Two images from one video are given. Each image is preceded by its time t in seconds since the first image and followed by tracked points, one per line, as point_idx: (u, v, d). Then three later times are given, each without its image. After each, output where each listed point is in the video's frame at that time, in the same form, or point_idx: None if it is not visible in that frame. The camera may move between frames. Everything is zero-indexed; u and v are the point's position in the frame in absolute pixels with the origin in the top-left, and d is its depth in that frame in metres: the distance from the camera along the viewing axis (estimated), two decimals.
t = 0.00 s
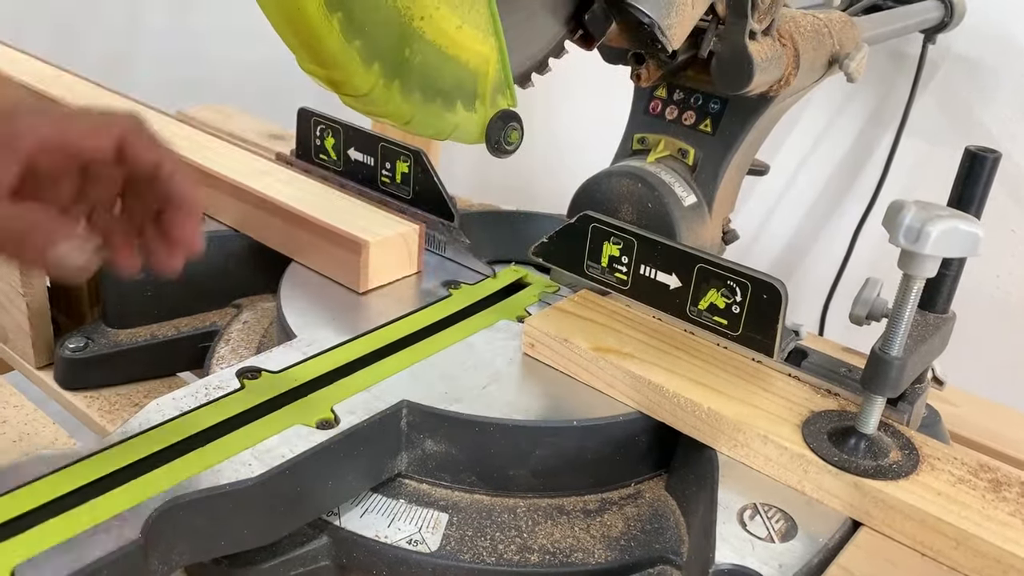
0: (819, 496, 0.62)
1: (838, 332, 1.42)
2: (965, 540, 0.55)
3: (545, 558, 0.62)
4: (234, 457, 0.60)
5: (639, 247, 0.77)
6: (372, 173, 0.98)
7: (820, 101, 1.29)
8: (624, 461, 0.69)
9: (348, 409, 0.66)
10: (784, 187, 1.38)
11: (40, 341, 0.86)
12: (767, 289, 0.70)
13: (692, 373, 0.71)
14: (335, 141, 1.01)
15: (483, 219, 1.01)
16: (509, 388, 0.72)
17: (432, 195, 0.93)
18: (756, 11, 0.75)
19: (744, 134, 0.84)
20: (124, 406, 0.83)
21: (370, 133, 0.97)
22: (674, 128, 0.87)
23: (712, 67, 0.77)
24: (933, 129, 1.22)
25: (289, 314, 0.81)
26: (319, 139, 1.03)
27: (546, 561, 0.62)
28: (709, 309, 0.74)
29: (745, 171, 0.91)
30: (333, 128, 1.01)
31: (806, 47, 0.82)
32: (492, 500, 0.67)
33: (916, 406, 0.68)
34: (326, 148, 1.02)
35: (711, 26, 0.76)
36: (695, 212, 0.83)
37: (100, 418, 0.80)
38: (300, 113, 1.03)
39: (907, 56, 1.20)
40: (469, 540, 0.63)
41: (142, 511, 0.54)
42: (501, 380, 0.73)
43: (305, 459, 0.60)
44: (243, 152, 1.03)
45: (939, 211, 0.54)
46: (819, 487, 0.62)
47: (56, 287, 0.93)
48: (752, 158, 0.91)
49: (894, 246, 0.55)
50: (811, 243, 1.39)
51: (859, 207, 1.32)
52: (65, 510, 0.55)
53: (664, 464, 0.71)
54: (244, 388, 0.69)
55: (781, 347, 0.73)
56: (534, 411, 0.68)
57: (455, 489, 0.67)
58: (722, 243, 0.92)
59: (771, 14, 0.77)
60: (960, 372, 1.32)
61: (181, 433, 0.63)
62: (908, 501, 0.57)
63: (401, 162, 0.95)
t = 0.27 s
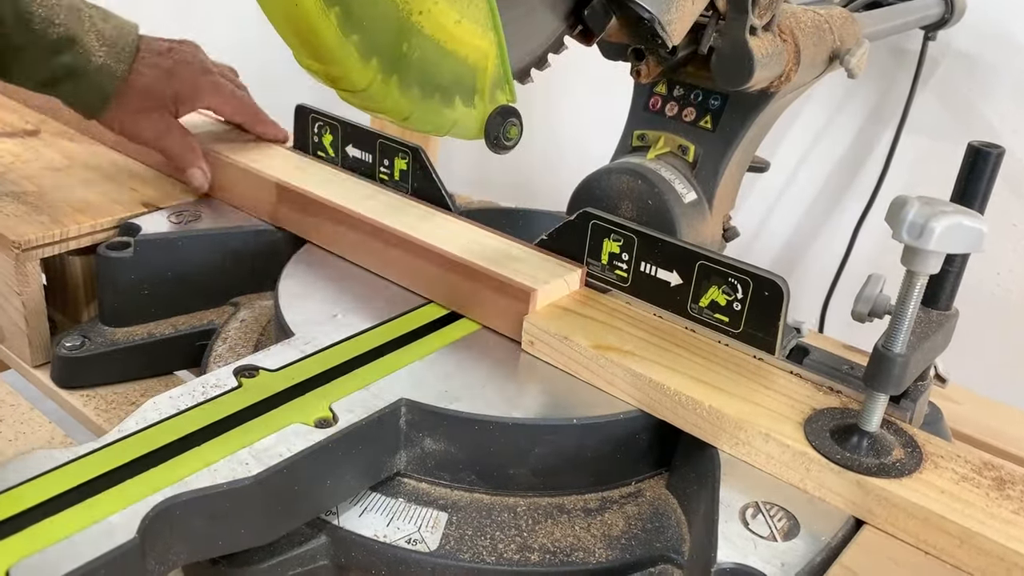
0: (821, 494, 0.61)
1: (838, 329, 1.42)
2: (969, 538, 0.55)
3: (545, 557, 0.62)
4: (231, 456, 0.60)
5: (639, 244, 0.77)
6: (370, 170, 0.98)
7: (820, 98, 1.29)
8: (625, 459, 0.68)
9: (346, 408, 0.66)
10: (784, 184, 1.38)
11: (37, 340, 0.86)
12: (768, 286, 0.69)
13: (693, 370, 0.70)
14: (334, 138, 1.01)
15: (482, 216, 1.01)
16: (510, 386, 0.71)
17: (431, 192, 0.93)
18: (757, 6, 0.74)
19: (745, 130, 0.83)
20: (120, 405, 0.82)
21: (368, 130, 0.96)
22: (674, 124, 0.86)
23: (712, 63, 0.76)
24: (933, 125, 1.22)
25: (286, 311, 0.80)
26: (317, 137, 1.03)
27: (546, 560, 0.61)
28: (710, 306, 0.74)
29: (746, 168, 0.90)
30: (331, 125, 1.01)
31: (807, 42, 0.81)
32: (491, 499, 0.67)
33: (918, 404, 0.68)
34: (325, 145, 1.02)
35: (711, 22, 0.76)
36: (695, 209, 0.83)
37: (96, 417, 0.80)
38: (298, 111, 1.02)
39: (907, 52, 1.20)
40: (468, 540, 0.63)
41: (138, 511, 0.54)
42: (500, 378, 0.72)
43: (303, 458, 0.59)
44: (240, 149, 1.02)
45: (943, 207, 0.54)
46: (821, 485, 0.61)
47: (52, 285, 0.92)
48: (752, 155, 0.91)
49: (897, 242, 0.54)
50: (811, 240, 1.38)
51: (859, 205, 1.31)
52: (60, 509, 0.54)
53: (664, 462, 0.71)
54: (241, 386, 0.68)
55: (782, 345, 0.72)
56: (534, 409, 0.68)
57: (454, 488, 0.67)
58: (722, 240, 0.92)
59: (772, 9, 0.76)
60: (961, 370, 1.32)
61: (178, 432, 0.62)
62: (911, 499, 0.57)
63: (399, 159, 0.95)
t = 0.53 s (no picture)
0: (817, 496, 0.61)
1: (835, 329, 1.42)
2: (965, 540, 0.55)
3: (542, 559, 0.62)
4: (228, 458, 0.60)
5: (636, 245, 0.77)
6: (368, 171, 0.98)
7: (818, 98, 1.29)
8: (621, 460, 0.68)
9: (343, 409, 0.66)
10: (782, 184, 1.38)
11: (34, 340, 0.86)
12: (765, 287, 0.69)
13: (690, 372, 0.70)
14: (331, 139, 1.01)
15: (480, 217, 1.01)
16: (507, 387, 0.71)
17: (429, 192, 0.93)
18: (754, 8, 0.73)
19: (742, 131, 0.83)
20: (117, 406, 0.82)
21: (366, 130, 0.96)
22: (671, 125, 0.86)
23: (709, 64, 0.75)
24: (931, 126, 1.22)
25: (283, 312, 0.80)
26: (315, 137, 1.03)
27: (543, 562, 0.61)
28: (707, 307, 0.74)
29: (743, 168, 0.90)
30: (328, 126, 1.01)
31: (805, 44, 0.81)
32: (488, 501, 0.67)
33: (915, 406, 0.68)
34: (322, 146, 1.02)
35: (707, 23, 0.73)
36: (693, 210, 0.83)
37: (93, 418, 0.80)
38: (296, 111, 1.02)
39: (905, 53, 1.20)
40: (465, 542, 0.63)
41: (134, 513, 0.54)
42: (497, 380, 0.72)
43: (299, 460, 0.59)
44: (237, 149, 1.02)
45: (940, 209, 0.54)
46: (818, 487, 0.61)
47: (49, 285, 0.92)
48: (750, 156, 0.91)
49: (894, 244, 0.54)
50: (809, 240, 1.38)
51: (856, 205, 1.31)
52: (57, 511, 0.54)
53: (661, 463, 0.71)
54: (238, 388, 0.68)
55: (779, 346, 0.72)
56: (531, 411, 0.68)
57: (451, 489, 0.67)
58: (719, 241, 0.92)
59: (769, 10, 0.75)
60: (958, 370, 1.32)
61: (175, 434, 0.62)
62: (907, 501, 0.57)
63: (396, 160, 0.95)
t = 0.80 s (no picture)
0: (818, 493, 0.61)
1: (835, 327, 1.42)
2: (966, 538, 0.55)
3: (542, 556, 0.61)
4: (227, 454, 0.59)
5: (637, 242, 0.77)
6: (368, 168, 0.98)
7: (817, 96, 1.29)
8: (622, 457, 0.68)
9: (343, 406, 0.66)
10: (782, 182, 1.37)
11: (32, 336, 0.86)
12: (766, 285, 0.69)
13: (691, 369, 0.70)
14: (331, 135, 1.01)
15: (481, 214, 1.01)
16: (507, 384, 0.71)
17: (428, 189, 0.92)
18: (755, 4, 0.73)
19: (743, 127, 0.83)
20: (116, 402, 0.82)
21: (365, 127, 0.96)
22: (671, 122, 0.86)
23: (709, 61, 0.76)
24: (931, 124, 1.22)
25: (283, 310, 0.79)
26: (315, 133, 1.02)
27: (543, 559, 0.61)
28: (707, 304, 0.74)
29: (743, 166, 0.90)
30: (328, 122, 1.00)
31: (805, 41, 0.81)
32: (488, 498, 0.66)
33: (915, 403, 0.68)
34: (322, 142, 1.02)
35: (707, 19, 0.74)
36: (693, 207, 0.83)
37: (92, 415, 0.79)
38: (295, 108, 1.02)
39: (905, 51, 1.19)
40: (465, 538, 0.62)
41: (133, 510, 0.53)
42: (497, 377, 0.72)
43: (300, 456, 0.59)
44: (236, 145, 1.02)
45: (942, 206, 0.54)
46: (819, 484, 0.61)
47: (47, 281, 0.92)
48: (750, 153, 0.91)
49: (895, 241, 0.54)
50: (808, 238, 1.38)
51: (855, 203, 1.31)
52: (55, 508, 0.54)
53: (661, 461, 0.70)
54: (238, 384, 0.68)
55: (780, 343, 0.72)
56: (531, 408, 0.68)
57: (451, 486, 0.67)
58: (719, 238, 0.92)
59: (770, 6, 0.75)
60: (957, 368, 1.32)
61: (174, 430, 0.62)
62: (908, 499, 0.57)
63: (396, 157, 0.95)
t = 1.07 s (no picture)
0: (815, 492, 0.61)
1: (834, 327, 1.42)
2: (962, 536, 0.55)
3: (540, 555, 0.62)
4: (227, 453, 0.60)
5: (635, 243, 0.77)
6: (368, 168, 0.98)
7: (816, 96, 1.29)
8: (620, 456, 0.69)
9: (343, 405, 0.66)
10: (781, 182, 1.38)
11: (33, 336, 0.86)
12: (763, 284, 0.70)
13: (687, 369, 0.71)
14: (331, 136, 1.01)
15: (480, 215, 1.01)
16: (506, 383, 0.71)
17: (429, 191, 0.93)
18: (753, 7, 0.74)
19: (741, 128, 0.83)
20: (117, 402, 0.82)
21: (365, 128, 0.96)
22: (670, 122, 0.86)
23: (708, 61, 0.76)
24: (929, 124, 1.22)
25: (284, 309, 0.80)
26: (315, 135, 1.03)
27: (541, 557, 0.62)
28: (705, 304, 0.74)
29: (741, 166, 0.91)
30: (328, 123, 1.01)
31: (803, 41, 0.81)
32: (487, 497, 0.67)
33: (912, 403, 0.68)
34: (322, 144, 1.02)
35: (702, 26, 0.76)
36: (691, 207, 0.83)
37: (93, 415, 0.80)
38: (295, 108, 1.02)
39: (903, 51, 1.20)
40: (463, 537, 0.63)
41: (134, 508, 0.54)
42: (496, 377, 0.72)
43: (299, 455, 0.59)
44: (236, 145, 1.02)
45: (938, 206, 0.54)
46: (817, 483, 0.61)
47: (48, 281, 0.92)
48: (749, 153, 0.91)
49: (892, 241, 0.54)
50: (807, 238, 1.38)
51: (854, 204, 1.32)
52: (56, 507, 0.54)
53: (659, 460, 0.71)
54: (238, 384, 0.68)
55: (778, 343, 0.73)
56: (529, 407, 0.68)
57: (450, 485, 0.67)
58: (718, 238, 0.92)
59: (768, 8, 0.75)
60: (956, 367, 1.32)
61: (174, 430, 0.62)
62: (904, 497, 0.57)
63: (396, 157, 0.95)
